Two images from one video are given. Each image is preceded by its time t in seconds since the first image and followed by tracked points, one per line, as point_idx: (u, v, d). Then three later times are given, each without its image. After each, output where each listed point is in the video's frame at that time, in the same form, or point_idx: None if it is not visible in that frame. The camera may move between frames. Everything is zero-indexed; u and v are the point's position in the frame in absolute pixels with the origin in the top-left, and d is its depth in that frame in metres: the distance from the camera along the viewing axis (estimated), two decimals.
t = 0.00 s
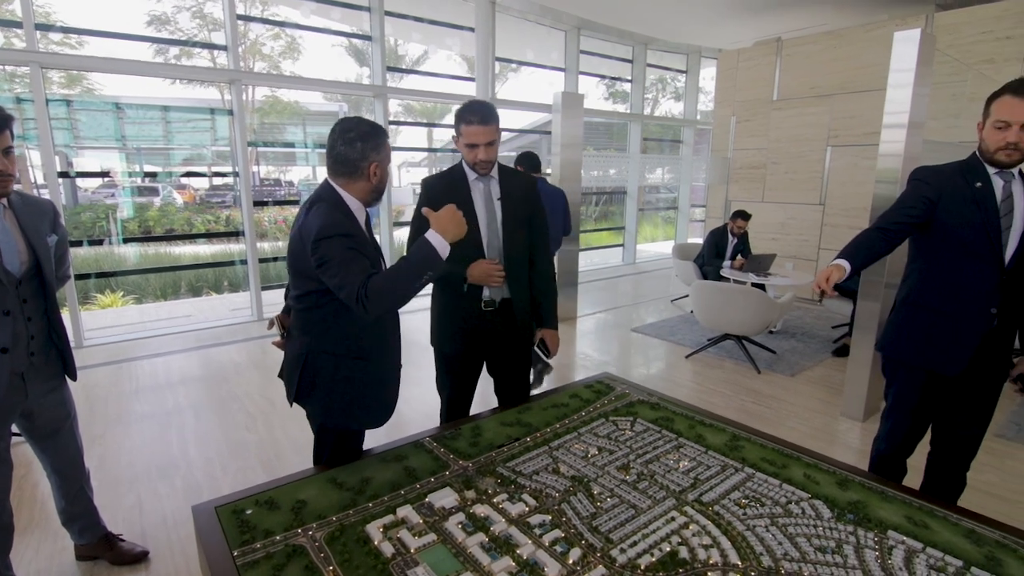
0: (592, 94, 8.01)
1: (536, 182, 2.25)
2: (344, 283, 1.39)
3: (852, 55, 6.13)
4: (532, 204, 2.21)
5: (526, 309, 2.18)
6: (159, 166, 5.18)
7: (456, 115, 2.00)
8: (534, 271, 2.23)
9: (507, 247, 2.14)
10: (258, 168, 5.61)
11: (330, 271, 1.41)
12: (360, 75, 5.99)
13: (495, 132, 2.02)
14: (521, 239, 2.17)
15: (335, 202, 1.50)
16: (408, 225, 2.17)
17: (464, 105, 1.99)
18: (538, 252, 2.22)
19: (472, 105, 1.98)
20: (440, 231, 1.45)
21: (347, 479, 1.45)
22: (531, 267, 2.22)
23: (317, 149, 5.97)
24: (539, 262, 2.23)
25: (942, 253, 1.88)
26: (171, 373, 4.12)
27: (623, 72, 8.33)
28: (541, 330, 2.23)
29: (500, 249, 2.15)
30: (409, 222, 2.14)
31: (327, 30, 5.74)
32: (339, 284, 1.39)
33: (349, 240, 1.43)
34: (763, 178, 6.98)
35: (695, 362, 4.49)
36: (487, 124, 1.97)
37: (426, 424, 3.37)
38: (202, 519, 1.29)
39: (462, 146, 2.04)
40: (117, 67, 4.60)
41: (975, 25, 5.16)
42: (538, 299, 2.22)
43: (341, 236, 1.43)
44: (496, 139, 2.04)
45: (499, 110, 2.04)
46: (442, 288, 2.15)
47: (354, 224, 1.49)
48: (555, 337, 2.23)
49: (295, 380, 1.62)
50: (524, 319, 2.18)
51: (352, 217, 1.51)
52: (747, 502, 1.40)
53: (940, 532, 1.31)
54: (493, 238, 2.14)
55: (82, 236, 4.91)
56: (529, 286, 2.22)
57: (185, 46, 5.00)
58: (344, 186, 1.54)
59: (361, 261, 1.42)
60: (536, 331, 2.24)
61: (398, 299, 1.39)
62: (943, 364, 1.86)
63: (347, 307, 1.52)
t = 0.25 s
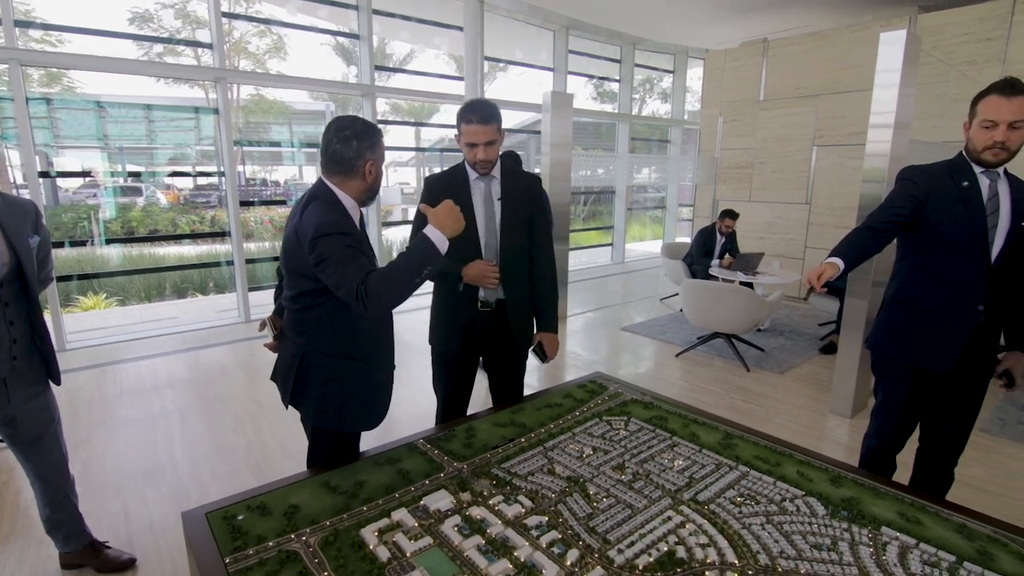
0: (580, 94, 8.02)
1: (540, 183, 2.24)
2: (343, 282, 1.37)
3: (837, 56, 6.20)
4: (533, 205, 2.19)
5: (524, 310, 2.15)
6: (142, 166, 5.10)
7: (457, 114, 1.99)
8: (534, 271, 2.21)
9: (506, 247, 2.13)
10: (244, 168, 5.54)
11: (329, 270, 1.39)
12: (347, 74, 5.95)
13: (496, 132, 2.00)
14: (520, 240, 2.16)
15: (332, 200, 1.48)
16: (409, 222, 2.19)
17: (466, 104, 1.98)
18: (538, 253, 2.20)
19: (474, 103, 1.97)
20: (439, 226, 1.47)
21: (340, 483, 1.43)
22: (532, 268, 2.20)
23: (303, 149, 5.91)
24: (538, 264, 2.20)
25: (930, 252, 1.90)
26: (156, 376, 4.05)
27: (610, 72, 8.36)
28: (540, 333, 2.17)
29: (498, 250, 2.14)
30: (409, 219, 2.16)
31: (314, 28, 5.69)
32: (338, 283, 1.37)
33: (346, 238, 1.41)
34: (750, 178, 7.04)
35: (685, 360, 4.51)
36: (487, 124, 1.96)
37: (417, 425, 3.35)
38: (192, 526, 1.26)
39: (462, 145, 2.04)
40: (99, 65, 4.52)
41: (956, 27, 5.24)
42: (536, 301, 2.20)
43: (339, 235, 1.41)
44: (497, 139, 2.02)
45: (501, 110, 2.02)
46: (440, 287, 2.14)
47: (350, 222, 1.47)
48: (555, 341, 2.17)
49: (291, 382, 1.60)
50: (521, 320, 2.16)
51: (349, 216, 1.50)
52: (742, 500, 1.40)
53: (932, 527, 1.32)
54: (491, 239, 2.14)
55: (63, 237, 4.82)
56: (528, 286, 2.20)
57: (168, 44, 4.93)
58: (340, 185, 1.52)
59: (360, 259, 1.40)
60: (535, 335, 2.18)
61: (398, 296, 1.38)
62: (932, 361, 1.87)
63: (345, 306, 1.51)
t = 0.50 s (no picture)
0: (573, 94, 8.02)
1: (542, 184, 2.22)
2: (351, 284, 1.35)
3: (828, 56, 6.23)
4: (534, 205, 2.18)
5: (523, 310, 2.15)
6: (132, 166, 5.04)
7: (458, 113, 1.98)
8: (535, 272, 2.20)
9: (505, 247, 2.13)
10: (235, 168, 5.49)
11: (333, 271, 1.37)
12: (339, 74, 5.91)
13: (495, 132, 1.98)
14: (520, 241, 2.15)
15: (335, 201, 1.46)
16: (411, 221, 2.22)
17: (467, 103, 1.97)
18: (538, 254, 2.19)
19: (474, 103, 1.96)
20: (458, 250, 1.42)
21: (337, 487, 1.41)
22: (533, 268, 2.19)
23: (295, 148, 5.87)
24: (539, 264, 2.19)
25: (924, 251, 1.90)
26: (147, 379, 4.00)
27: (603, 72, 8.36)
28: (539, 335, 2.15)
29: (497, 250, 2.15)
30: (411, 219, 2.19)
31: (305, 27, 5.65)
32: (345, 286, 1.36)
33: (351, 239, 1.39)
34: (743, 177, 7.07)
35: (680, 360, 4.52)
36: (486, 124, 1.95)
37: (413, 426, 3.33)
38: (186, 533, 1.24)
39: (462, 145, 2.03)
40: (87, 64, 4.46)
41: (946, 27, 5.28)
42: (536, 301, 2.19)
43: (343, 236, 1.39)
44: (497, 140, 2.01)
45: (503, 110, 2.01)
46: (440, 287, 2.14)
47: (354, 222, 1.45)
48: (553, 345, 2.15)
49: (288, 385, 1.58)
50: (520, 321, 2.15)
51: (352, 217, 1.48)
52: (743, 502, 1.40)
53: (933, 527, 1.32)
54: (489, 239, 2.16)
55: (52, 238, 4.75)
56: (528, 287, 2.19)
57: (157, 43, 4.88)
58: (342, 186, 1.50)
59: (365, 261, 1.39)
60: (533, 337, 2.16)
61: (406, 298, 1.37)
62: (929, 360, 1.87)
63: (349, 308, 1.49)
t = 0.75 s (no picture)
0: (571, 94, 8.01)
1: (546, 185, 2.20)
2: (352, 284, 1.33)
3: (827, 56, 6.23)
4: (537, 206, 2.15)
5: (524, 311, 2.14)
6: (128, 166, 5.00)
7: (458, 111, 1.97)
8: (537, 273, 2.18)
9: (507, 247, 2.11)
10: (231, 168, 5.46)
11: (331, 276, 1.34)
12: (337, 73, 5.89)
13: (494, 131, 1.96)
14: (522, 241, 2.13)
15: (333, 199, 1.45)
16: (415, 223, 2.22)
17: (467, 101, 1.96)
18: (541, 255, 2.17)
19: (473, 102, 1.94)
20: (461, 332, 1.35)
21: (337, 492, 1.39)
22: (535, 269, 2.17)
23: (292, 148, 5.84)
24: (541, 266, 2.17)
25: (927, 253, 1.88)
26: (144, 381, 3.97)
27: (601, 72, 8.35)
28: (539, 338, 2.09)
29: (499, 251, 2.12)
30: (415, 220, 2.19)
31: (302, 27, 5.62)
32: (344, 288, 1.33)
33: (350, 242, 1.37)
34: (742, 177, 7.06)
35: (680, 361, 4.50)
36: (483, 122, 1.93)
37: (412, 428, 3.31)
38: (183, 539, 1.21)
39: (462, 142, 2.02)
40: (83, 63, 4.42)
41: (945, 28, 5.28)
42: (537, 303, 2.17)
43: (341, 237, 1.37)
44: (497, 139, 1.99)
45: (504, 108, 1.98)
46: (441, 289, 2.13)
47: (353, 224, 1.43)
48: (553, 348, 2.08)
49: (288, 389, 1.57)
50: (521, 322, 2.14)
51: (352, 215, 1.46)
52: (748, 506, 1.38)
53: (940, 532, 1.31)
54: (491, 239, 2.14)
55: (47, 239, 4.71)
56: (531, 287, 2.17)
57: (153, 42, 4.84)
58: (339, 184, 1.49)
59: (364, 266, 1.37)
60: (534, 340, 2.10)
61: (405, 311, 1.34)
62: (933, 362, 1.85)
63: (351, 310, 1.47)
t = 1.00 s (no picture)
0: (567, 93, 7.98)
1: (546, 185, 2.17)
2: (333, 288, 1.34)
3: (823, 56, 6.23)
4: (536, 206, 2.13)
5: (524, 312, 2.11)
6: (120, 166, 4.94)
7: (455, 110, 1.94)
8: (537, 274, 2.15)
9: (506, 248, 2.08)
10: (225, 167, 5.40)
11: (310, 278, 1.35)
12: (331, 72, 5.85)
13: (490, 129, 1.93)
14: (522, 241, 2.10)
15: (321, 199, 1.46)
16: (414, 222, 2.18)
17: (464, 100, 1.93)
18: (540, 255, 2.14)
19: (470, 101, 1.91)
20: (431, 334, 1.37)
21: (334, 500, 1.35)
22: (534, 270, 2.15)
23: (286, 148, 5.79)
24: (541, 266, 2.14)
25: (929, 254, 1.86)
26: (136, 383, 3.91)
27: (597, 71, 8.33)
28: (539, 341, 2.07)
29: (499, 252, 2.09)
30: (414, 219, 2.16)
31: (296, 25, 5.58)
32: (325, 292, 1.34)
33: (333, 244, 1.37)
34: (738, 177, 7.05)
35: (677, 361, 4.48)
36: (480, 121, 1.90)
37: (409, 430, 3.27)
38: (175, 551, 1.17)
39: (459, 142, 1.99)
40: (73, 61, 4.36)
41: (940, 27, 5.28)
42: (537, 304, 2.14)
43: (325, 239, 1.37)
44: (496, 138, 1.96)
45: (502, 106, 1.96)
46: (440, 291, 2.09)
47: (339, 224, 1.44)
48: (553, 351, 2.05)
49: (284, 392, 1.54)
50: (520, 323, 2.11)
51: (340, 215, 1.47)
52: (754, 512, 1.35)
53: (949, 537, 1.29)
54: (490, 240, 2.10)
55: (37, 239, 4.64)
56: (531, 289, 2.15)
57: (145, 40, 4.78)
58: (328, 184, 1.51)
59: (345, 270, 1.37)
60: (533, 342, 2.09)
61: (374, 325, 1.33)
62: (936, 364, 1.82)
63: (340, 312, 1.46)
